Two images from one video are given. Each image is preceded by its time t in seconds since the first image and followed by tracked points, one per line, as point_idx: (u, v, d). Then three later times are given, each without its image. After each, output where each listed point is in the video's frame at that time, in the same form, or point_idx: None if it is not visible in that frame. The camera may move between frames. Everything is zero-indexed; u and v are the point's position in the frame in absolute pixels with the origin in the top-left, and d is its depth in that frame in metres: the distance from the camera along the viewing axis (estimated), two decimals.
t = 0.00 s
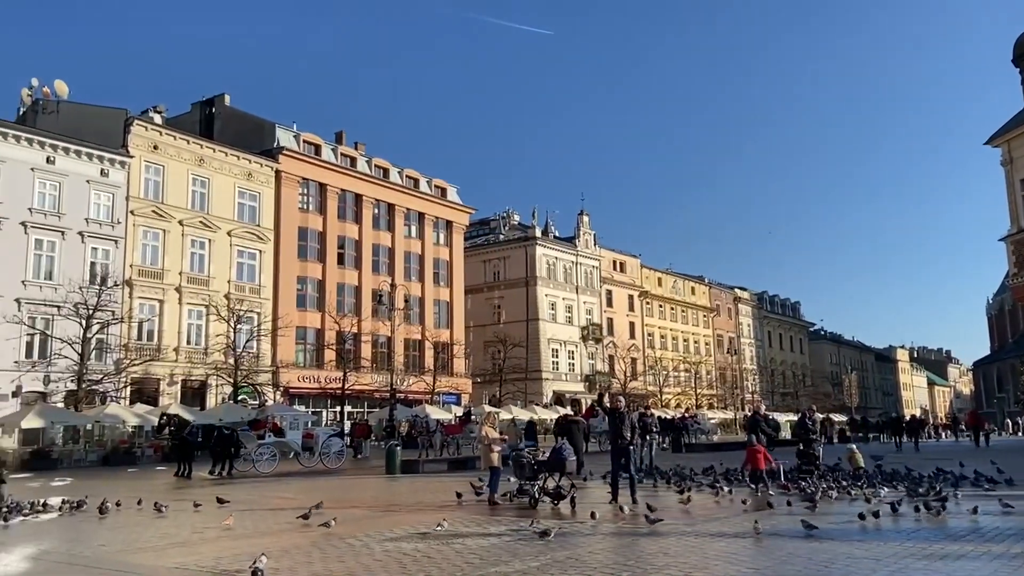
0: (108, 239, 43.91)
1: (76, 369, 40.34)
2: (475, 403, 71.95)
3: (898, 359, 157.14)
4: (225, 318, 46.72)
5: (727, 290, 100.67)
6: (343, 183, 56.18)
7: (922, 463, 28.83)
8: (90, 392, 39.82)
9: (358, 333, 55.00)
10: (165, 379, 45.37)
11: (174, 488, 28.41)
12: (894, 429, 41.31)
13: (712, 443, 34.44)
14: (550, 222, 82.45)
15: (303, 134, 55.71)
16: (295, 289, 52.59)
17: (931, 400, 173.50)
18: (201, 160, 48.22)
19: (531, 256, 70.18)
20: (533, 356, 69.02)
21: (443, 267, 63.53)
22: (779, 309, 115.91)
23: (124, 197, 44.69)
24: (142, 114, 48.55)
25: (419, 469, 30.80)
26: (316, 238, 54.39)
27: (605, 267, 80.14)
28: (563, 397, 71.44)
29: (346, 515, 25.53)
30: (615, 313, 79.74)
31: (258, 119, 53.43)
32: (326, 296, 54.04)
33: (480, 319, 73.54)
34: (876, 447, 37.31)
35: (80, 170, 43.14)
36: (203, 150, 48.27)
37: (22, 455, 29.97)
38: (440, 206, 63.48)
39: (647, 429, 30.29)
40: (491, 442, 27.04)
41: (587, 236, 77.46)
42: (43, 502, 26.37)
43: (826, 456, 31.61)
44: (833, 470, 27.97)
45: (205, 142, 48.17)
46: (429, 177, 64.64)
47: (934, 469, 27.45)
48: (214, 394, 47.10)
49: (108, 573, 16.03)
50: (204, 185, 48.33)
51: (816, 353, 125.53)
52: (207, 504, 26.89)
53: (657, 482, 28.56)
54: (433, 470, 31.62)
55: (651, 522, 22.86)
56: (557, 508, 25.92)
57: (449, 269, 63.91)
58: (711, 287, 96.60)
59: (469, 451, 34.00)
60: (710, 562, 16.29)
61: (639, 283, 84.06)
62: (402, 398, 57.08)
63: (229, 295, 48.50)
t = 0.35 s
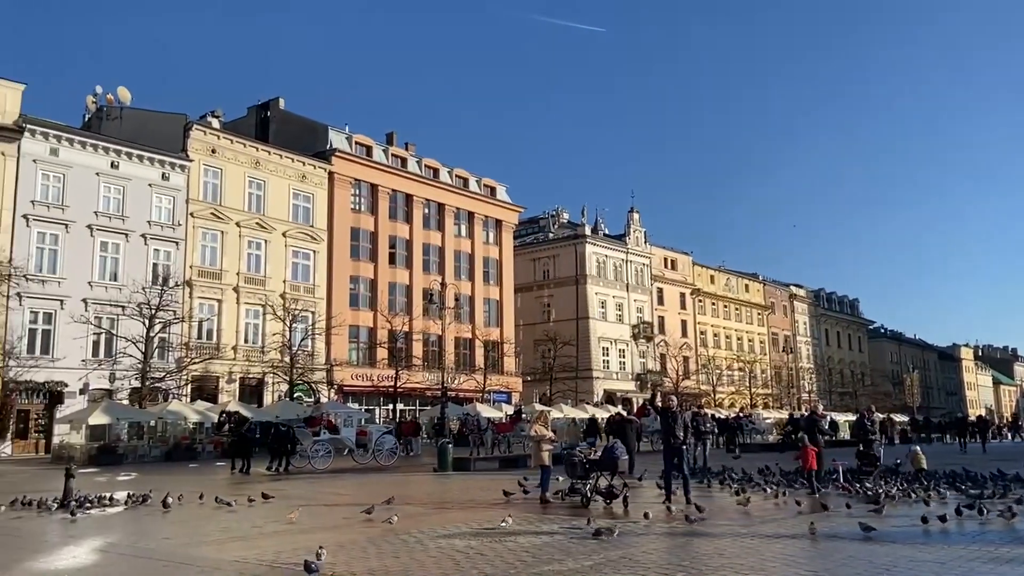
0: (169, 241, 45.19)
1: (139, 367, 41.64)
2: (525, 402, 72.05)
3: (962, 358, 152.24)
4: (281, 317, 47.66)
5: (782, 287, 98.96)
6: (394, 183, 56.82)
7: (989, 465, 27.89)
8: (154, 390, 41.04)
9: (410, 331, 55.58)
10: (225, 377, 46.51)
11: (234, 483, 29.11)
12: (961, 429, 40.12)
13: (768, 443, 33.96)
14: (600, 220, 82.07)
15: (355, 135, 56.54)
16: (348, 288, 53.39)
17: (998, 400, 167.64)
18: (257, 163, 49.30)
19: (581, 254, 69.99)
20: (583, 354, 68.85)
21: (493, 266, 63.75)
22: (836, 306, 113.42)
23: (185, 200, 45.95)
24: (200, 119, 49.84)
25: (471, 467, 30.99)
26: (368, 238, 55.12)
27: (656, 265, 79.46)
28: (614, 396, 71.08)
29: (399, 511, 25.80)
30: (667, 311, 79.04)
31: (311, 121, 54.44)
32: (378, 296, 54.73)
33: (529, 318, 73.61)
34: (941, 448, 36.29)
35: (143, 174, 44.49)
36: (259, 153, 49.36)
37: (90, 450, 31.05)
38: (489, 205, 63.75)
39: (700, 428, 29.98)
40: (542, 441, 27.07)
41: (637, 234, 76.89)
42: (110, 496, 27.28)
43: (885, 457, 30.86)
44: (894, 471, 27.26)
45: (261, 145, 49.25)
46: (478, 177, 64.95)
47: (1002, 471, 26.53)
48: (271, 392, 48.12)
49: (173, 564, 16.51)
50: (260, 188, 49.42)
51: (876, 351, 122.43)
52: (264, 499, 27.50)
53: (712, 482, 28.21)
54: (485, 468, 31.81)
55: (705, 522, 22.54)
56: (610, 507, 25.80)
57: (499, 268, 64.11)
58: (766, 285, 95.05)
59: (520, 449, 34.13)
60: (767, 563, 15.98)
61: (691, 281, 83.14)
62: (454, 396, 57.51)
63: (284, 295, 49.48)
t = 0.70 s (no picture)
0: (220, 241, 46.15)
1: (192, 365, 42.60)
2: (570, 400, 71.84)
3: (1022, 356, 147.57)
4: (328, 316, 48.32)
5: (833, 284, 97.16)
6: (438, 183, 57.14)
7: None
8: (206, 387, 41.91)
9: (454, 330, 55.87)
10: (274, 374, 47.34)
11: (283, 479, 29.62)
12: None
13: (819, 443, 33.44)
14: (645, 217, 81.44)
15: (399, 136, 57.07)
16: (393, 287, 53.88)
17: None
18: (304, 164, 50.14)
19: (626, 252, 69.57)
20: (628, 353, 68.44)
21: (537, 264, 63.72)
22: (890, 303, 110.87)
23: (235, 201, 46.89)
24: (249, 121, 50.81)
25: (517, 464, 31.08)
26: (412, 237, 55.57)
27: (703, 262, 78.58)
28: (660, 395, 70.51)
29: (447, 508, 25.97)
30: (714, 309, 78.18)
31: (356, 122, 55.10)
32: (423, 295, 55.13)
33: (574, 316, 73.36)
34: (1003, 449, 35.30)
35: (194, 177, 45.50)
36: (306, 154, 50.18)
37: (145, 446, 31.88)
38: (532, 203, 63.74)
39: (749, 427, 29.61)
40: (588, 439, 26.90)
41: (683, 231, 76.13)
42: (165, 491, 27.99)
43: (940, 457, 30.12)
44: (952, 472, 26.54)
45: (308, 146, 50.05)
46: (522, 175, 64.97)
47: None
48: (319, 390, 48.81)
49: (226, 558, 16.84)
50: (307, 188, 50.22)
51: (931, 348, 119.41)
52: (314, 494, 27.95)
53: (760, 482, 27.83)
54: (532, 466, 31.88)
55: (754, 522, 22.20)
56: (657, 506, 25.58)
57: (543, 266, 64.06)
58: (816, 282, 93.41)
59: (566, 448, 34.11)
60: (821, 565, 15.61)
61: (739, 278, 82.04)
62: (499, 394, 57.66)
63: (331, 293, 50.16)
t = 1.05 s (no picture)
0: (271, 242, 47.06)
1: (245, 363, 43.50)
2: (616, 398, 71.47)
3: None
4: (376, 314, 48.91)
5: (888, 280, 95.09)
6: (483, 181, 57.37)
7: None
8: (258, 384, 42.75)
9: (500, 328, 56.04)
10: (324, 372, 48.12)
11: (334, 475, 30.13)
12: None
13: (872, 442, 32.86)
14: (692, 213, 80.64)
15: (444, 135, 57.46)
16: (440, 285, 54.26)
17: None
18: (352, 164, 50.87)
19: (673, 249, 68.97)
20: (676, 351, 67.87)
21: (583, 262, 63.56)
22: (947, 299, 108.06)
23: (285, 202, 47.76)
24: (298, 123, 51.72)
25: (564, 462, 31.11)
26: (458, 236, 55.88)
27: (752, 258, 77.53)
28: (709, 393, 69.80)
29: (496, 505, 26.10)
30: (764, 306, 77.12)
31: (402, 123, 55.67)
32: (469, 293, 55.41)
33: (619, 313, 72.96)
34: None
35: (246, 178, 46.44)
36: (353, 155, 50.90)
37: (200, 442, 32.68)
38: (578, 200, 63.59)
39: (801, 427, 29.13)
40: (636, 439, 26.76)
41: (732, 226, 75.23)
42: (220, 485, 28.67)
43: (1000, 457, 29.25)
44: (1014, 473, 25.77)
45: (355, 147, 50.77)
46: (567, 172, 64.87)
47: None
48: (367, 387, 49.45)
49: (281, 552, 17.15)
50: (354, 189, 50.90)
51: (990, 346, 116.12)
52: (364, 490, 28.35)
53: (813, 482, 27.37)
54: (579, 464, 31.89)
55: (805, 523, 21.77)
56: (707, 506, 25.34)
57: (589, 264, 63.86)
58: (869, 278, 91.52)
59: (613, 446, 34.02)
60: (877, 567, 15.21)
61: (789, 275, 80.76)
62: (545, 392, 57.73)
63: (379, 292, 50.76)
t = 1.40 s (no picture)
0: (311, 241, 47.68)
1: (287, 361, 44.12)
2: (656, 396, 70.94)
3: None
4: (415, 313, 49.26)
5: (935, 276, 93.09)
6: (521, 179, 57.42)
7: None
8: (300, 382, 43.32)
9: (538, 325, 56.06)
10: (364, 369, 48.63)
11: (375, 471, 30.45)
12: None
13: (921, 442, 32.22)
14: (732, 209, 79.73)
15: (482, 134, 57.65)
16: (478, 283, 54.41)
17: None
18: (391, 164, 51.31)
19: (713, 245, 68.28)
20: (716, 348, 67.22)
21: (621, 259, 63.24)
22: (997, 295, 105.40)
23: (324, 202, 48.33)
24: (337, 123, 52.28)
25: (603, 460, 31.10)
26: (495, 234, 55.97)
27: (794, 254, 76.44)
28: (750, 391, 68.99)
29: (537, 503, 26.10)
30: (806, 303, 76.02)
31: (440, 122, 55.99)
32: (507, 291, 55.50)
33: (657, 311, 72.45)
34: None
35: (287, 179, 47.11)
36: (392, 155, 51.34)
37: (244, 439, 33.24)
38: (615, 197, 63.31)
39: (845, 426, 28.66)
40: (677, 437, 26.52)
41: (773, 222, 74.27)
42: (264, 481, 29.16)
43: None
44: None
45: (394, 147, 51.21)
46: (605, 169, 64.59)
47: None
48: (407, 384, 49.82)
49: (324, 547, 17.34)
50: (393, 188, 51.32)
51: None
52: (405, 488, 28.60)
53: (859, 481, 26.89)
54: (618, 462, 31.81)
55: (850, 522, 21.30)
56: (750, 505, 25.04)
57: (627, 261, 63.53)
58: (915, 273, 89.67)
59: (653, 444, 33.89)
60: (927, 569, 14.77)
61: (833, 271, 79.46)
62: (584, 390, 57.61)
63: (418, 290, 51.14)
